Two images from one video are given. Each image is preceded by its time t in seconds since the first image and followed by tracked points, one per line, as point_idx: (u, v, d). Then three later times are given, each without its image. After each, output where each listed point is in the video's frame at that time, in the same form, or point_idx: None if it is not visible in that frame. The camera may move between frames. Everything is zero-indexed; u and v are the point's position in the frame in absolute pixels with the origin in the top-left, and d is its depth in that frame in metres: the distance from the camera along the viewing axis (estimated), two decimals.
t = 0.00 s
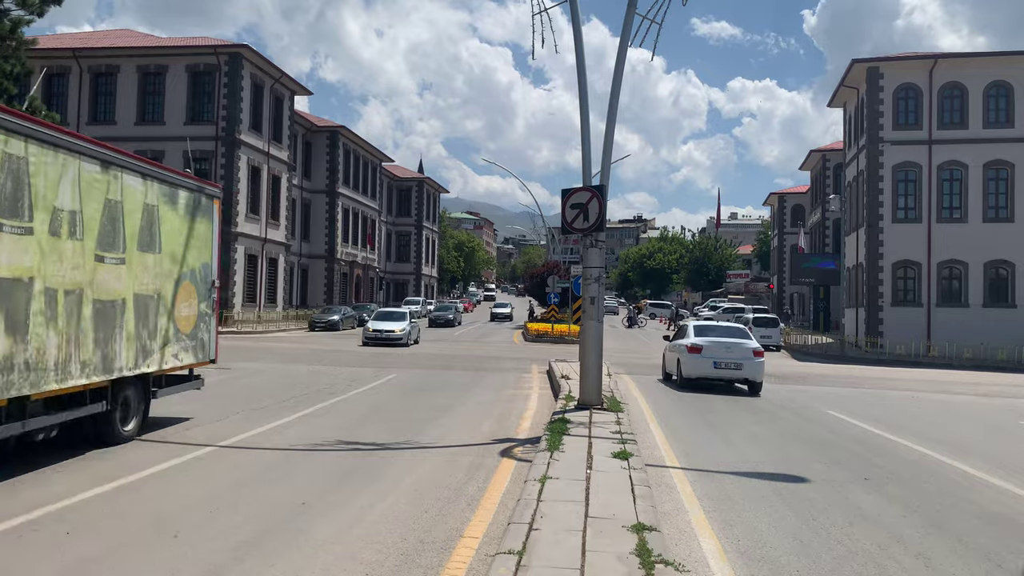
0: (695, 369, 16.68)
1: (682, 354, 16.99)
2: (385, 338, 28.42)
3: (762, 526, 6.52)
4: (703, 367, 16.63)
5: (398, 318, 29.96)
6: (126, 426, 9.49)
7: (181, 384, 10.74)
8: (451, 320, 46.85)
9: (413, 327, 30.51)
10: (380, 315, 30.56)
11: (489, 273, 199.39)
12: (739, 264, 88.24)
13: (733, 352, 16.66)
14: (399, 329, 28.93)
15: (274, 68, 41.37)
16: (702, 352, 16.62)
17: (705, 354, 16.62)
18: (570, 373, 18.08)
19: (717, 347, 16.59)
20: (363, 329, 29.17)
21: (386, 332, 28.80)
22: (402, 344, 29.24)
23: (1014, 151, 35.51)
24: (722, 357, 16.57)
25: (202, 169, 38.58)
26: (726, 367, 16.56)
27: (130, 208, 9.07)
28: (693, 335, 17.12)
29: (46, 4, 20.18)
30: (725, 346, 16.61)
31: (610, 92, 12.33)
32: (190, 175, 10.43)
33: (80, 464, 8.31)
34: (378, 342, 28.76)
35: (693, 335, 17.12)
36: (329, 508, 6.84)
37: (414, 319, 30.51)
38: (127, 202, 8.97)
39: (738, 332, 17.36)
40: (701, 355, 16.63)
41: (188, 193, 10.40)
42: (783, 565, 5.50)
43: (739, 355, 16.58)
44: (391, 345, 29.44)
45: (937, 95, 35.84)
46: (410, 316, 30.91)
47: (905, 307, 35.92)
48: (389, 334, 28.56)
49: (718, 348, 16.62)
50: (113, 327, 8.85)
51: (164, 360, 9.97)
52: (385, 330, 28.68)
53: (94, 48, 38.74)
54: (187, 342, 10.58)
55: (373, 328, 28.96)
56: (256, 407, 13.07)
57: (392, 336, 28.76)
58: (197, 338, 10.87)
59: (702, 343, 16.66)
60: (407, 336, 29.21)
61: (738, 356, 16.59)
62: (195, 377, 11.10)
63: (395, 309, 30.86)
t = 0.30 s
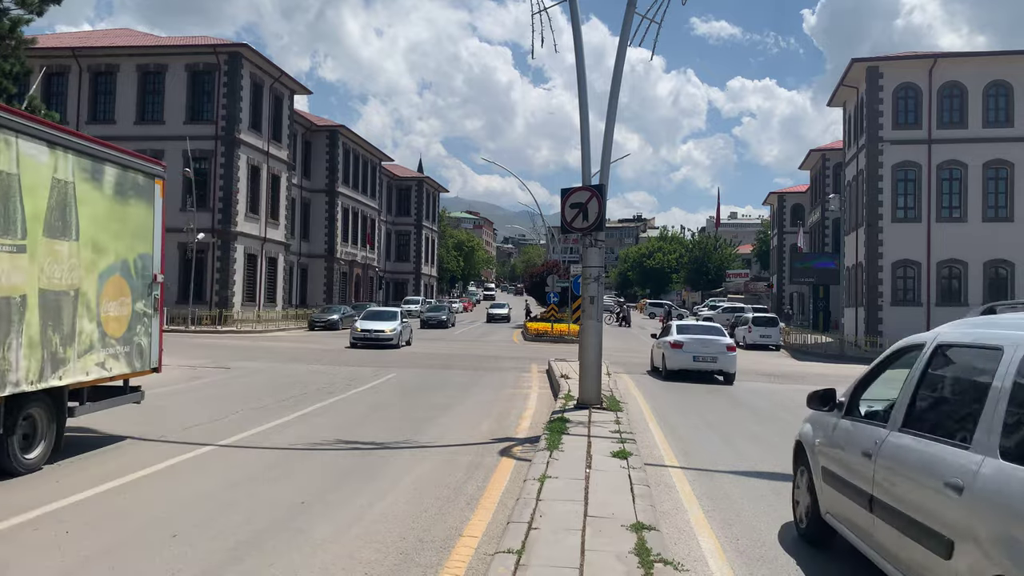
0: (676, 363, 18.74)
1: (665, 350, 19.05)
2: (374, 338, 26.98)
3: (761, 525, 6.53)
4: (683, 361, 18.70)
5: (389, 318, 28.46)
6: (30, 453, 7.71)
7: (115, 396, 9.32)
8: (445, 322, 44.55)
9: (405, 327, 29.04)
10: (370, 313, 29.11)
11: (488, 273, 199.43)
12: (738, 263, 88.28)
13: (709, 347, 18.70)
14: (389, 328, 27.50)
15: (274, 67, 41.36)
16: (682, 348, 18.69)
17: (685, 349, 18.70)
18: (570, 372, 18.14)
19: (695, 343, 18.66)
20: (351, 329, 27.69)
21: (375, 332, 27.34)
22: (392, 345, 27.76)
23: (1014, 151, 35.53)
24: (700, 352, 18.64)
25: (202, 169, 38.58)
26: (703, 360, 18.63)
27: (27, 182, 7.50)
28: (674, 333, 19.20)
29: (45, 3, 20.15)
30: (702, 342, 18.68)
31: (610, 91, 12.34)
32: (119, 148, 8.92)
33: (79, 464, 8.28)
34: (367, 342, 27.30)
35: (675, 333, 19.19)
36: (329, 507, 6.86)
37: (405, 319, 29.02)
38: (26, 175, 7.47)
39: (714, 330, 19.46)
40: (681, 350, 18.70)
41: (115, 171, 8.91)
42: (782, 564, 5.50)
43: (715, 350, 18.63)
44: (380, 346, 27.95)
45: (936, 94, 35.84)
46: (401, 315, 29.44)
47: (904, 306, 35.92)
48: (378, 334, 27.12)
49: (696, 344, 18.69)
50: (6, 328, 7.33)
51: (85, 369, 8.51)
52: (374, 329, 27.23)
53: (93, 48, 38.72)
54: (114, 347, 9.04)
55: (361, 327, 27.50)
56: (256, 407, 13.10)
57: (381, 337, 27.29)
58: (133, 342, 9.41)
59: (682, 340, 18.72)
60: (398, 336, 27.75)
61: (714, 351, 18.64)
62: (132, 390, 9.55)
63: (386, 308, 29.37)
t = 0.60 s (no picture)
0: (663, 359, 20.73)
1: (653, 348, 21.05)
2: (363, 341, 25.38)
3: (762, 524, 6.54)
4: (668, 357, 20.68)
5: (379, 320, 26.80)
6: None
7: (18, 418, 7.40)
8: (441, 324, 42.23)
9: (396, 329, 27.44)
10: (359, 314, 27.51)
11: (488, 273, 199.45)
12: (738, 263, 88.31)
13: (693, 345, 20.63)
14: (379, 330, 25.86)
15: (274, 66, 41.38)
16: (668, 345, 20.62)
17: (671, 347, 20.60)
18: (571, 371, 18.14)
19: (680, 342, 20.60)
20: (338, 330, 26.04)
21: (363, 334, 25.72)
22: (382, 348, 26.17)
23: (1015, 150, 35.53)
24: (684, 349, 20.58)
25: (202, 168, 38.58)
26: (688, 357, 20.55)
27: None
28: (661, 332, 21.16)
29: (46, 3, 20.13)
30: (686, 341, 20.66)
31: (610, 90, 12.33)
32: (14, 107, 7.01)
33: (78, 464, 8.28)
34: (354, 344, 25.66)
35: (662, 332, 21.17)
36: (330, 506, 6.88)
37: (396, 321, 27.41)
38: None
39: (698, 328, 21.43)
40: (667, 347, 20.62)
41: (8, 134, 6.97)
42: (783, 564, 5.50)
43: (698, 348, 20.58)
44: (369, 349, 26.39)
45: (937, 93, 35.83)
46: (393, 315, 27.81)
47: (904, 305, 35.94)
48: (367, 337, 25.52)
49: (680, 342, 20.62)
50: None
51: None
52: (363, 331, 25.60)
53: (93, 47, 38.71)
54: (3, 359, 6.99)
55: (348, 329, 25.86)
56: (257, 406, 13.11)
57: (370, 340, 25.67)
58: (37, 351, 7.43)
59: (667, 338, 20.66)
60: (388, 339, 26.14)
61: (697, 348, 20.58)
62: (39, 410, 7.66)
63: (376, 309, 27.73)
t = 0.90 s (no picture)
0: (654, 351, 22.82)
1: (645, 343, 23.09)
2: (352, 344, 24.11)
3: (764, 524, 6.53)
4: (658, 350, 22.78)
5: (369, 321, 25.42)
6: None
7: None
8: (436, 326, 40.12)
9: (387, 330, 26.04)
10: (349, 313, 26.18)
11: (489, 272, 199.45)
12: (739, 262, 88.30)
13: (681, 339, 22.71)
14: (369, 331, 24.57)
15: (276, 66, 41.39)
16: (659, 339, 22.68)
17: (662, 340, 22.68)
18: (573, 371, 18.11)
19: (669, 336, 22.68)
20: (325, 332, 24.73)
21: (352, 336, 24.41)
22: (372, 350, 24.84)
23: (1016, 149, 35.46)
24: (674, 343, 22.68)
25: (203, 168, 38.57)
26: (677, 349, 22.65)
27: None
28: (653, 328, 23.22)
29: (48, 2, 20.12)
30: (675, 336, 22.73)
31: (612, 89, 12.33)
32: None
33: (79, 464, 8.26)
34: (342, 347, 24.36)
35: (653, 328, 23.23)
36: (332, 505, 6.87)
37: (387, 321, 26.05)
38: None
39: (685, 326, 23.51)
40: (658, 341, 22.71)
41: None
42: (786, 564, 5.49)
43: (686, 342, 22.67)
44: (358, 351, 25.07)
45: (938, 92, 35.78)
46: (384, 316, 26.44)
47: (906, 304, 35.92)
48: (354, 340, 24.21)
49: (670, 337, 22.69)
50: None
51: None
52: (351, 333, 24.29)
53: (94, 46, 38.72)
54: None
55: (336, 331, 24.54)
56: (259, 405, 13.11)
57: (358, 342, 24.32)
58: None
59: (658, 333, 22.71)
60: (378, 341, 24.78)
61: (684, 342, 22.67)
62: None
63: (367, 308, 26.36)
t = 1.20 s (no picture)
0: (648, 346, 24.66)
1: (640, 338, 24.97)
2: (338, 345, 22.42)
3: (767, 523, 6.52)
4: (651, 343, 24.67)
5: (358, 322, 23.69)
6: None
7: None
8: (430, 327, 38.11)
9: (377, 332, 24.29)
10: (337, 313, 24.43)
11: (490, 272, 199.33)
12: (740, 262, 88.24)
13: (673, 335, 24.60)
14: (357, 332, 22.84)
15: (278, 66, 41.43)
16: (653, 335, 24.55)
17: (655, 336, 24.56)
18: (574, 370, 18.08)
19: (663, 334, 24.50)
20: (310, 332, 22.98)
21: (339, 337, 22.69)
22: (360, 353, 23.08)
23: (1017, 148, 35.40)
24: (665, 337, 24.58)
25: (205, 167, 38.57)
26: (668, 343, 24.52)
27: None
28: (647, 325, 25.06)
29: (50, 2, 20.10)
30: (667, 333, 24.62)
31: (614, 88, 12.32)
32: None
33: (81, 463, 8.27)
34: (327, 349, 22.65)
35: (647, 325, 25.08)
36: (334, 504, 6.87)
37: (377, 322, 24.27)
38: None
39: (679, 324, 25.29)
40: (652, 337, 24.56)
41: None
42: (789, 564, 5.48)
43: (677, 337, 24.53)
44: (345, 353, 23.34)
45: (940, 92, 35.74)
46: (374, 317, 24.67)
47: (907, 304, 35.92)
48: (341, 341, 22.48)
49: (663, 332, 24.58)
50: None
51: None
52: (337, 334, 22.56)
53: (96, 45, 38.75)
54: None
55: (322, 331, 22.81)
56: (261, 405, 13.10)
57: (344, 344, 22.58)
58: None
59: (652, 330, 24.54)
60: (367, 343, 23.05)
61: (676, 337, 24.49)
62: None
63: (356, 307, 24.61)
